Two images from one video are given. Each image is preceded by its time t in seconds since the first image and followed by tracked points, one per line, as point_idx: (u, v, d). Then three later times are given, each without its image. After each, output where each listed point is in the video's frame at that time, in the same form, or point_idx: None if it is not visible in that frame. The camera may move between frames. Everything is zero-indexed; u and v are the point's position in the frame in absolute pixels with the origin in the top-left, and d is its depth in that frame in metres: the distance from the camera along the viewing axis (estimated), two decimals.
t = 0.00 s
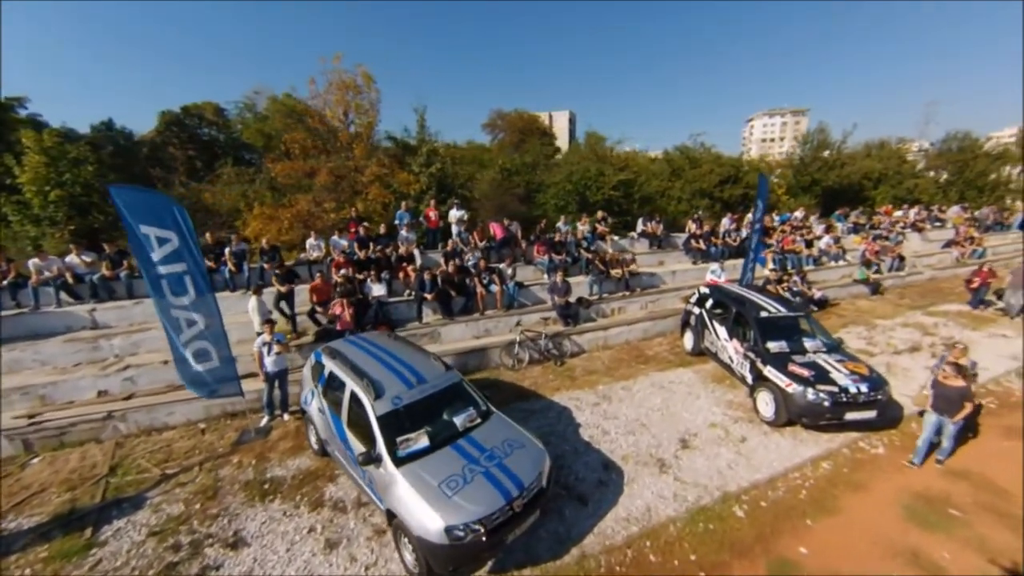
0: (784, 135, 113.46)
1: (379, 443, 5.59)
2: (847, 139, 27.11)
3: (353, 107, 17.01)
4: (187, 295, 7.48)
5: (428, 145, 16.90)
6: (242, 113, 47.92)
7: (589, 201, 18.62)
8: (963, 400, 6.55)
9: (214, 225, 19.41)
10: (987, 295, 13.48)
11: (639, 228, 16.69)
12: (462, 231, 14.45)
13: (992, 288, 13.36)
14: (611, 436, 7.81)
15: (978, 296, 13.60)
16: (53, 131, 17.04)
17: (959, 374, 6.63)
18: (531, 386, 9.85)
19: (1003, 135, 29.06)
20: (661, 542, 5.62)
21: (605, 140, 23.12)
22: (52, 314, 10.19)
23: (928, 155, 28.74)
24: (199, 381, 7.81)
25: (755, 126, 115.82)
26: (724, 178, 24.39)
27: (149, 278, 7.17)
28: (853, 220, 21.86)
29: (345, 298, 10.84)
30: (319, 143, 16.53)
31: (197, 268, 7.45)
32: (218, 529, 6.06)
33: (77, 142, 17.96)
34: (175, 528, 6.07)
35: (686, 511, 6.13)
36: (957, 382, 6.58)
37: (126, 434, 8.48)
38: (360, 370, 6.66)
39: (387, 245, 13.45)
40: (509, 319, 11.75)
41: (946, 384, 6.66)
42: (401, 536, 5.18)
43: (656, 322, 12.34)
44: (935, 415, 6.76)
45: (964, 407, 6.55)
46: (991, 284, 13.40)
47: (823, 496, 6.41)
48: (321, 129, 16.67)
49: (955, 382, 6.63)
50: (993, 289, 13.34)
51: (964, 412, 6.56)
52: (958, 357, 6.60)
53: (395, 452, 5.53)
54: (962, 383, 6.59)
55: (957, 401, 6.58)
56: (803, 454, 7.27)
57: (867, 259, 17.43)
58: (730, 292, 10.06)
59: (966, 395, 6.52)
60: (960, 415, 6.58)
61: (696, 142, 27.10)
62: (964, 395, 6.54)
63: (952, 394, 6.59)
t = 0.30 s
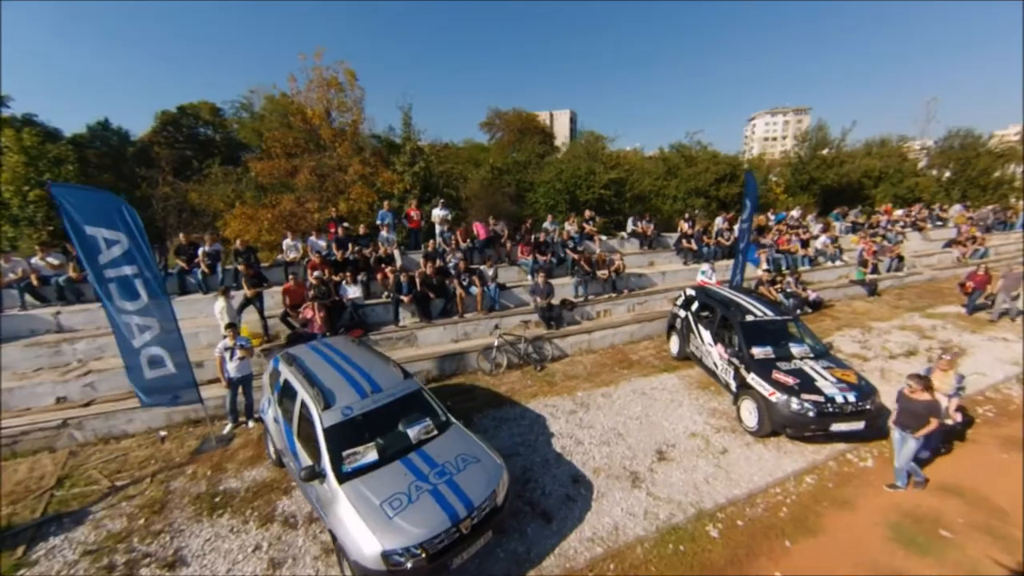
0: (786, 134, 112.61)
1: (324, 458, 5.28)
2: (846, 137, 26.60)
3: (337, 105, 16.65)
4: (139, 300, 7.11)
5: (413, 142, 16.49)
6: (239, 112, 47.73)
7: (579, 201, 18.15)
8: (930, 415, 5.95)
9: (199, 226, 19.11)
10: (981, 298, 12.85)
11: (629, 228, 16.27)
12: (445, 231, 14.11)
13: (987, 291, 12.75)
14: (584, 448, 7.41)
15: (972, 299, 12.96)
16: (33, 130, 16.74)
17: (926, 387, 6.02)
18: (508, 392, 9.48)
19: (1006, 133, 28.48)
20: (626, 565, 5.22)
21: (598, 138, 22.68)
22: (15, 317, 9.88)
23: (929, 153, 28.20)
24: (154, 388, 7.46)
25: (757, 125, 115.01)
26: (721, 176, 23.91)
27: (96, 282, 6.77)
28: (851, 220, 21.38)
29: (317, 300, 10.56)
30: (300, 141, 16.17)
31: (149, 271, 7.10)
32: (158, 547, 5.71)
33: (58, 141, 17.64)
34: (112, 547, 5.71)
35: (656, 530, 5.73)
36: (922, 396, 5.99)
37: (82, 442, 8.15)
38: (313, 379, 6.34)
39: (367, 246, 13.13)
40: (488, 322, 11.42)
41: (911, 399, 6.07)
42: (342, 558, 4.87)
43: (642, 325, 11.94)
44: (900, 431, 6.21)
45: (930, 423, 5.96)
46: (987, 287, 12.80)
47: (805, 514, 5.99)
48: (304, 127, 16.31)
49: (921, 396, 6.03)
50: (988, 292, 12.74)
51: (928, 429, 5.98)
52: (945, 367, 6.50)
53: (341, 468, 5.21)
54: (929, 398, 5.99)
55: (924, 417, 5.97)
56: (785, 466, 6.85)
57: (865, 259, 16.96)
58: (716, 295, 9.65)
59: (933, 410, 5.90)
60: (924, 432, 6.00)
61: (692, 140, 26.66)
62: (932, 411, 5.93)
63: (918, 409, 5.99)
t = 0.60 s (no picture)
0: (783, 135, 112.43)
1: (248, 479, 4.91)
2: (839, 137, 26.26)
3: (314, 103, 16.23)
4: (73, 306, 6.69)
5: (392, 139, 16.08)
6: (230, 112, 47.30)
7: (563, 201, 17.73)
8: (868, 435, 5.62)
9: (176, 227, 18.67)
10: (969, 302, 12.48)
11: (613, 228, 15.87)
12: (421, 233, 13.74)
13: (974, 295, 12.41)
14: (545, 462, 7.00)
15: (959, 303, 12.60)
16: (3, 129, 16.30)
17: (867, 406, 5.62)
18: (475, 401, 9.07)
19: (1001, 134, 28.18)
20: None
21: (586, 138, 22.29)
22: None
23: (923, 154, 27.88)
24: (95, 399, 7.03)
25: (755, 126, 114.87)
26: (712, 176, 23.54)
27: (23, 288, 6.37)
28: (843, 220, 21.02)
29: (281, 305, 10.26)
30: (276, 140, 15.75)
31: (84, 275, 6.70)
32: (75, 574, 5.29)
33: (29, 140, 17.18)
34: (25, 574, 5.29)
35: (612, 554, 5.32)
36: (862, 415, 5.61)
37: (20, 455, 7.71)
38: (251, 391, 5.98)
39: (339, 248, 12.77)
40: (460, 326, 11.08)
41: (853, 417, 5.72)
42: None
43: (621, 329, 11.52)
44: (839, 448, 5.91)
45: (866, 444, 5.62)
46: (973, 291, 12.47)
47: (773, 536, 5.59)
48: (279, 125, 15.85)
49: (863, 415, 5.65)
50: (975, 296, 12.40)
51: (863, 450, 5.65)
52: (915, 387, 5.91)
53: (265, 489, 4.85)
54: (869, 418, 5.62)
55: (862, 437, 5.64)
56: (758, 482, 6.43)
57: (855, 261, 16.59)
58: (693, 299, 9.23)
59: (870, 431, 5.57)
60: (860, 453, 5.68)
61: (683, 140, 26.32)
62: (869, 431, 5.60)
63: (855, 428, 5.66)
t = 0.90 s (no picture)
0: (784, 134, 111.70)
1: (159, 500, 4.52)
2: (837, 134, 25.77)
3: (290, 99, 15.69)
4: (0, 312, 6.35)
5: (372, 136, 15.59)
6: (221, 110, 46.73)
7: (549, 200, 17.26)
8: (794, 450, 5.23)
9: (155, 226, 18.26)
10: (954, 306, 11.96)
11: (598, 228, 15.42)
12: (398, 234, 13.37)
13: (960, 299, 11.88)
14: (502, 478, 6.59)
15: (944, 308, 12.11)
16: None
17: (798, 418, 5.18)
18: (440, 410, 8.67)
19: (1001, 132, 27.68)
20: None
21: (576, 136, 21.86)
22: None
23: (922, 151, 27.40)
24: (30, 411, 6.65)
25: (755, 125, 114.19)
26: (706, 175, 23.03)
27: None
28: (839, 219, 20.54)
29: (246, 307, 9.88)
30: (251, 138, 15.33)
31: (11, 280, 6.37)
32: None
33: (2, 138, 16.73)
34: None
35: None
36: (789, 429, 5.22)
37: None
38: (180, 403, 5.59)
39: (312, 249, 12.39)
40: (432, 330, 10.72)
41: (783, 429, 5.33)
42: None
43: (600, 333, 11.10)
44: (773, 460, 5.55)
45: (794, 460, 5.25)
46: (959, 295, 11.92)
47: (737, 560, 5.17)
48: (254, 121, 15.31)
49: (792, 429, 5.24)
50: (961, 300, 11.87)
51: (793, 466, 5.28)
52: (877, 406, 5.21)
53: (175, 512, 4.46)
54: (797, 432, 5.20)
55: (788, 450, 5.28)
56: (729, 501, 5.99)
57: (848, 262, 16.12)
58: (669, 302, 8.77)
59: (793, 445, 5.20)
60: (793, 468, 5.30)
61: (677, 138, 25.81)
62: (794, 445, 5.22)
63: (783, 441, 5.30)
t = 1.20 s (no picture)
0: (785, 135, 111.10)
1: (47, 529, 4.14)
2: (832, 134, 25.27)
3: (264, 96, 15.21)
4: None
5: (349, 132, 15.08)
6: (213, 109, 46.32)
7: (532, 200, 16.80)
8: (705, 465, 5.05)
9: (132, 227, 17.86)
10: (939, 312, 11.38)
11: (581, 229, 14.98)
12: (371, 236, 12.99)
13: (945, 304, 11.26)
14: (451, 496, 6.19)
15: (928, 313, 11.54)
16: None
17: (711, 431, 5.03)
18: (399, 421, 8.26)
19: (1000, 132, 27.19)
20: None
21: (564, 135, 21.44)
22: None
23: (920, 152, 26.90)
24: None
25: (756, 126, 113.60)
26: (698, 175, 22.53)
27: None
28: (833, 220, 20.05)
29: (205, 312, 9.47)
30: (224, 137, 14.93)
31: None
32: None
33: None
34: None
35: None
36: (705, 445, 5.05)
37: None
38: (94, 417, 5.17)
39: (280, 251, 12.00)
40: (399, 335, 10.32)
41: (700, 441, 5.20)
42: None
43: (575, 339, 10.66)
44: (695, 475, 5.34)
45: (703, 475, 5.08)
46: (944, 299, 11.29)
47: None
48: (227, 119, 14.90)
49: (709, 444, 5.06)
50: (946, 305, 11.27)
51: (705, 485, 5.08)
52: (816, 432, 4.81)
53: (63, 542, 4.08)
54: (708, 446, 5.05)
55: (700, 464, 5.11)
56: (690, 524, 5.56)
57: (840, 264, 15.65)
58: (640, 308, 8.31)
59: (703, 459, 5.01)
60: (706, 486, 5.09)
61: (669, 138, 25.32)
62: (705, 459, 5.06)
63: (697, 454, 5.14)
